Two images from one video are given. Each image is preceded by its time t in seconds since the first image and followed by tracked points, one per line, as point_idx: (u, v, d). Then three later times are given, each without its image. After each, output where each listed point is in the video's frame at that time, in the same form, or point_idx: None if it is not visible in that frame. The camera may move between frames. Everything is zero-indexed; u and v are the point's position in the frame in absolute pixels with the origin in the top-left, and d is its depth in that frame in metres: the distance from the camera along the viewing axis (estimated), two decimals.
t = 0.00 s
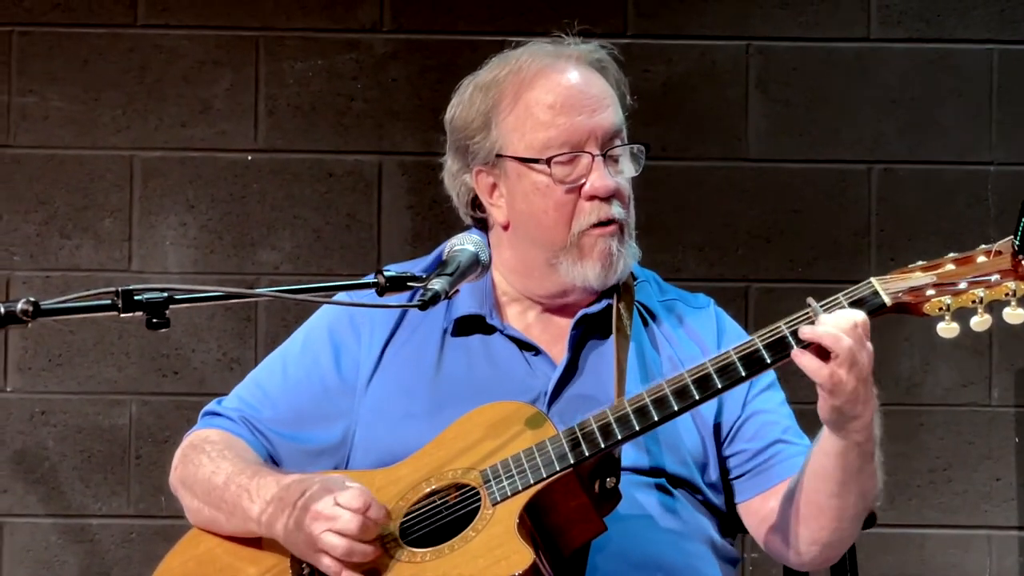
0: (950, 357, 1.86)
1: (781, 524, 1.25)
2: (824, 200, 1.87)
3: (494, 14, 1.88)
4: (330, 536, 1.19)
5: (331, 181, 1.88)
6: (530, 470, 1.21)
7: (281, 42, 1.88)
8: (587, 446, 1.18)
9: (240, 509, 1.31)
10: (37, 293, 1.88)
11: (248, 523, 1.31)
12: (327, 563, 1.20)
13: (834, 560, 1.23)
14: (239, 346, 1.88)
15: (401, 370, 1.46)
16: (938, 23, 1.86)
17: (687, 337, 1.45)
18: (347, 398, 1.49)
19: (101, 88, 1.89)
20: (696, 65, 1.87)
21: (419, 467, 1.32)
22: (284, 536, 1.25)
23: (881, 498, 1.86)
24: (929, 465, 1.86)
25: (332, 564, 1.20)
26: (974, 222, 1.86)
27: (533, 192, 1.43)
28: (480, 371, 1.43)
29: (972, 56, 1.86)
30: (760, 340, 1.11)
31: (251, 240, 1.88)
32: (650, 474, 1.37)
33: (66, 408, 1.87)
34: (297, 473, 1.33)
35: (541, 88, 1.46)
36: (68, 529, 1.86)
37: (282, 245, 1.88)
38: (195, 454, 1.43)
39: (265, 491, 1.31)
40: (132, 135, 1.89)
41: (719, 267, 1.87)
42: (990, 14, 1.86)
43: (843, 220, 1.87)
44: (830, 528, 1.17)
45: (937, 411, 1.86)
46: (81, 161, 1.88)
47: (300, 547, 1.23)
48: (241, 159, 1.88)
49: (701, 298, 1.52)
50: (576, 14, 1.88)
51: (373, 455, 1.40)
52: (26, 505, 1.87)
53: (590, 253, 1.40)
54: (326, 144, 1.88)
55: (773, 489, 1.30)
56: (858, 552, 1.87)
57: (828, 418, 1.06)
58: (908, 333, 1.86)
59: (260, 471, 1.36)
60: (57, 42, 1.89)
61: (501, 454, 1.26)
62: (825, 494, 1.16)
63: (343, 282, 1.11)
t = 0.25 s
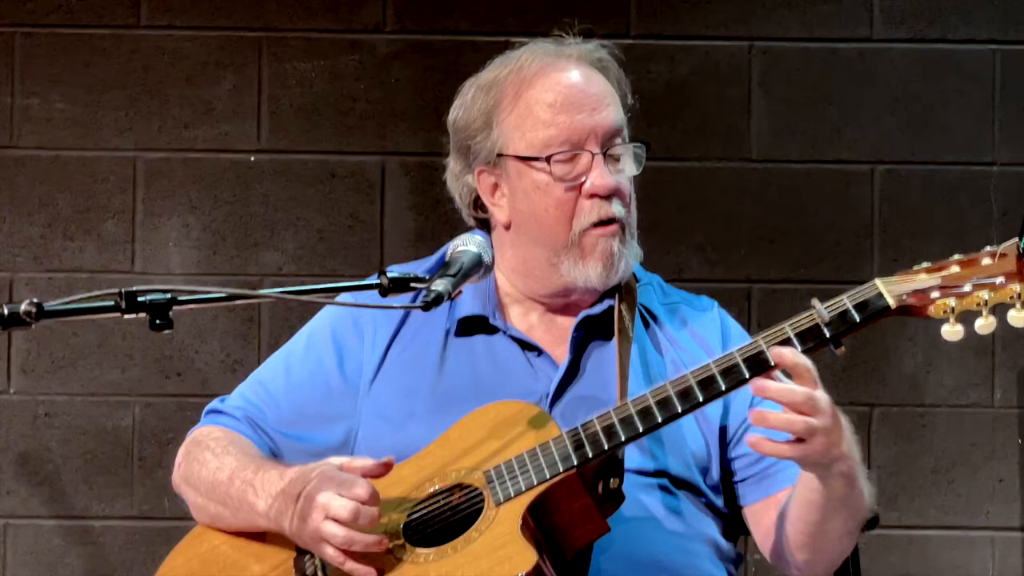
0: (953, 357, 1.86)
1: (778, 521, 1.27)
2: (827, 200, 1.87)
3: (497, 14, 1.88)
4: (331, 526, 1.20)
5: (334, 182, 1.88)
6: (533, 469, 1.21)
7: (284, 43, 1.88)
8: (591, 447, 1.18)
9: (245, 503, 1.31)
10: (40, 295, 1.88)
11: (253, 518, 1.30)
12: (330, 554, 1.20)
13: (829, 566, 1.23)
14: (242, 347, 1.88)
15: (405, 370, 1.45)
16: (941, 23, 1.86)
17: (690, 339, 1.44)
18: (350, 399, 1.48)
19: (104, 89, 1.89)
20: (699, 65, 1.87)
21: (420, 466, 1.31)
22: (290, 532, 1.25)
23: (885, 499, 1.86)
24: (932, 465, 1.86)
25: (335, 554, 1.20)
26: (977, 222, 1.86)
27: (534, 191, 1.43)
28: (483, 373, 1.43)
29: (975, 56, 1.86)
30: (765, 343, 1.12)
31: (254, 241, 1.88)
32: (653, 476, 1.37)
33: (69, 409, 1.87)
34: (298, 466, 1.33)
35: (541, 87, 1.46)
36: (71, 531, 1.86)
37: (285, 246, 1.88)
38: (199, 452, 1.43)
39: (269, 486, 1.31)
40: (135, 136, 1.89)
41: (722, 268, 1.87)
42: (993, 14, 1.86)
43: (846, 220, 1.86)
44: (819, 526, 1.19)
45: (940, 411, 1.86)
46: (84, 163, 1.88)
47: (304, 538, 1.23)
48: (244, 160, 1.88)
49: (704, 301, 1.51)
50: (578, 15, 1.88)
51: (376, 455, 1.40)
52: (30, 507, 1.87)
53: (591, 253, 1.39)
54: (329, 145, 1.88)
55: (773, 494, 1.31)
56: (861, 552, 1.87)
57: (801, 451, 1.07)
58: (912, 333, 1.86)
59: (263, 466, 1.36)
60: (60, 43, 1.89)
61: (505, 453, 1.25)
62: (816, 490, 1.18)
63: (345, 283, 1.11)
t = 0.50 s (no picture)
0: (955, 359, 1.86)
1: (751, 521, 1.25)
2: (829, 202, 1.87)
3: (499, 17, 1.88)
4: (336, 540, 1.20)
5: (336, 184, 1.88)
6: (532, 466, 1.21)
7: (286, 45, 1.88)
8: (589, 442, 1.18)
9: (247, 506, 1.31)
10: (42, 296, 1.88)
11: (254, 521, 1.31)
12: (334, 564, 1.21)
13: (808, 558, 1.21)
14: (244, 349, 1.88)
15: (407, 371, 1.46)
16: (943, 25, 1.86)
17: (687, 336, 1.44)
18: (352, 401, 1.48)
19: (106, 91, 1.89)
20: (701, 67, 1.87)
21: (422, 466, 1.31)
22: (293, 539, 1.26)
23: (886, 501, 1.86)
24: (934, 467, 1.86)
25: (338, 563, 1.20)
26: (979, 225, 1.86)
27: (536, 191, 1.43)
28: (484, 373, 1.43)
29: (976, 59, 1.86)
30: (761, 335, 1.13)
31: (256, 243, 1.88)
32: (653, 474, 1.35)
33: (71, 411, 1.87)
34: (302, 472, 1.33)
35: (543, 87, 1.46)
36: (73, 532, 1.87)
37: (287, 248, 1.88)
38: (201, 455, 1.43)
39: (272, 489, 1.31)
40: (137, 138, 1.89)
41: (723, 270, 1.87)
42: (995, 16, 1.86)
43: (848, 222, 1.86)
44: (790, 525, 1.16)
45: (942, 413, 1.86)
46: (86, 164, 1.89)
47: (307, 546, 1.24)
48: (246, 162, 1.88)
49: (703, 299, 1.51)
50: (580, 18, 1.88)
51: (378, 456, 1.40)
52: (32, 508, 1.87)
53: (593, 251, 1.39)
54: (331, 147, 1.88)
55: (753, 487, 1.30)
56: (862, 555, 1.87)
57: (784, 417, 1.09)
58: (913, 335, 1.86)
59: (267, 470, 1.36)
60: (63, 45, 1.89)
61: (506, 450, 1.25)
62: (781, 489, 1.16)
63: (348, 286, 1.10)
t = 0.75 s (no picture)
0: (958, 360, 1.86)
1: (757, 517, 1.23)
2: (832, 203, 1.87)
3: (502, 18, 1.88)
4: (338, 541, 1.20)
5: (339, 185, 1.88)
6: (533, 465, 1.21)
7: (289, 47, 1.88)
8: (590, 441, 1.18)
9: (248, 509, 1.31)
10: (45, 297, 1.88)
11: (256, 524, 1.30)
12: (337, 566, 1.20)
13: (809, 556, 1.20)
14: (247, 350, 1.88)
15: (406, 371, 1.46)
16: (945, 26, 1.86)
17: (687, 332, 1.43)
18: (353, 401, 1.48)
19: (109, 92, 1.89)
20: (703, 68, 1.87)
21: (423, 467, 1.31)
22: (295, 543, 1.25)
23: (889, 502, 1.86)
24: (937, 468, 1.86)
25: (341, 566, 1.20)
26: (982, 225, 1.85)
27: (529, 191, 1.43)
28: (485, 373, 1.43)
29: (979, 60, 1.86)
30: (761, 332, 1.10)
31: (259, 244, 1.88)
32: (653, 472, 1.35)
33: (74, 412, 1.87)
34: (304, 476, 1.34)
35: (534, 88, 1.46)
36: (76, 533, 1.87)
37: (289, 249, 1.88)
38: (202, 457, 1.43)
39: (274, 492, 1.31)
40: (140, 139, 1.89)
41: (726, 271, 1.87)
42: (997, 17, 1.86)
43: (851, 223, 1.86)
44: (793, 520, 1.15)
45: (945, 414, 1.86)
46: (89, 165, 1.89)
47: (309, 550, 1.23)
48: (249, 163, 1.88)
49: (703, 296, 1.50)
50: (582, 19, 1.88)
51: (377, 457, 1.40)
52: (35, 509, 1.87)
53: (587, 249, 1.39)
54: (333, 148, 1.88)
55: (754, 482, 1.28)
56: (866, 556, 1.87)
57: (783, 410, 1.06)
58: (916, 336, 1.86)
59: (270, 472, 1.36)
60: (65, 46, 1.89)
61: (508, 450, 1.26)
62: (786, 483, 1.15)
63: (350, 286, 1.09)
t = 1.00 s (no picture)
0: (960, 362, 1.86)
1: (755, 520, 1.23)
2: (835, 205, 1.87)
3: (505, 19, 1.88)
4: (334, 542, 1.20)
5: (342, 187, 1.88)
6: (533, 469, 1.20)
7: (292, 48, 1.88)
8: (590, 445, 1.18)
9: (247, 512, 1.31)
10: (47, 299, 1.88)
11: (254, 528, 1.30)
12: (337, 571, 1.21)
13: (808, 558, 1.20)
14: (249, 352, 1.88)
15: (405, 374, 1.45)
16: (948, 28, 1.86)
17: (687, 333, 1.43)
18: (352, 404, 1.48)
19: (112, 93, 1.89)
20: (706, 70, 1.87)
21: (421, 471, 1.31)
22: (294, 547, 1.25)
23: (892, 504, 1.86)
24: (940, 470, 1.86)
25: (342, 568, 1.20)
26: (985, 227, 1.86)
27: (531, 192, 1.43)
28: (483, 375, 1.43)
29: (982, 61, 1.86)
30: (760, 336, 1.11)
31: (262, 245, 1.88)
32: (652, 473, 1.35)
33: (77, 413, 1.87)
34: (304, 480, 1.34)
35: (536, 88, 1.46)
36: (79, 534, 1.87)
37: (292, 251, 1.88)
38: (200, 458, 1.43)
39: (273, 496, 1.31)
40: (143, 140, 1.89)
41: (729, 273, 1.87)
42: (1000, 19, 1.86)
43: (854, 225, 1.86)
44: (791, 524, 1.15)
45: (948, 416, 1.86)
46: (91, 167, 1.89)
47: (307, 554, 1.23)
48: (252, 164, 1.88)
49: (703, 296, 1.50)
50: (585, 20, 1.88)
51: (376, 460, 1.40)
52: (37, 511, 1.87)
53: (590, 249, 1.38)
54: (336, 149, 1.88)
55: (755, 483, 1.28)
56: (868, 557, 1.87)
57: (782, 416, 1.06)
58: (919, 337, 1.86)
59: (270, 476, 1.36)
60: (68, 47, 1.89)
61: (507, 453, 1.25)
62: (785, 487, 1.15)
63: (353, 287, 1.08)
